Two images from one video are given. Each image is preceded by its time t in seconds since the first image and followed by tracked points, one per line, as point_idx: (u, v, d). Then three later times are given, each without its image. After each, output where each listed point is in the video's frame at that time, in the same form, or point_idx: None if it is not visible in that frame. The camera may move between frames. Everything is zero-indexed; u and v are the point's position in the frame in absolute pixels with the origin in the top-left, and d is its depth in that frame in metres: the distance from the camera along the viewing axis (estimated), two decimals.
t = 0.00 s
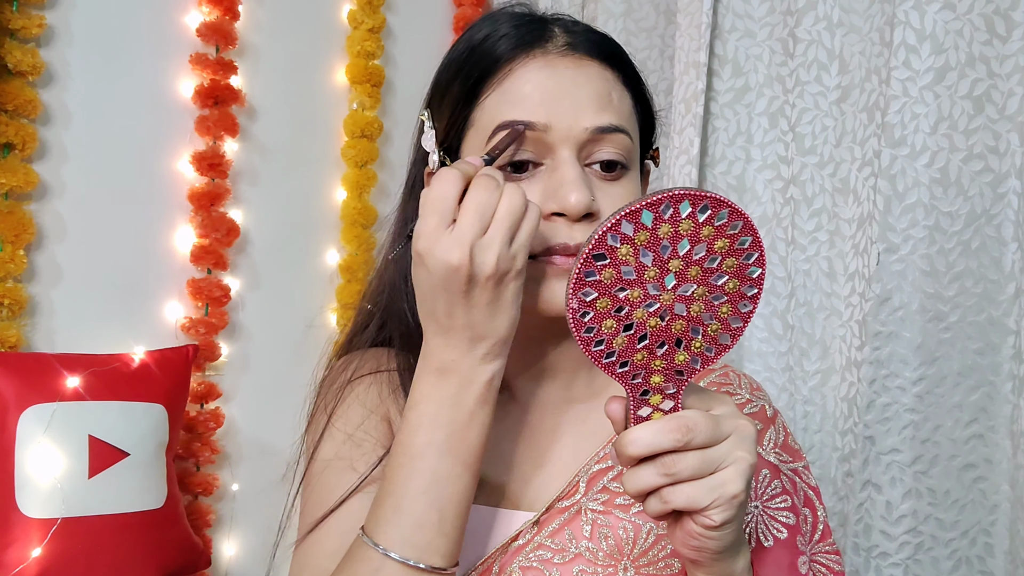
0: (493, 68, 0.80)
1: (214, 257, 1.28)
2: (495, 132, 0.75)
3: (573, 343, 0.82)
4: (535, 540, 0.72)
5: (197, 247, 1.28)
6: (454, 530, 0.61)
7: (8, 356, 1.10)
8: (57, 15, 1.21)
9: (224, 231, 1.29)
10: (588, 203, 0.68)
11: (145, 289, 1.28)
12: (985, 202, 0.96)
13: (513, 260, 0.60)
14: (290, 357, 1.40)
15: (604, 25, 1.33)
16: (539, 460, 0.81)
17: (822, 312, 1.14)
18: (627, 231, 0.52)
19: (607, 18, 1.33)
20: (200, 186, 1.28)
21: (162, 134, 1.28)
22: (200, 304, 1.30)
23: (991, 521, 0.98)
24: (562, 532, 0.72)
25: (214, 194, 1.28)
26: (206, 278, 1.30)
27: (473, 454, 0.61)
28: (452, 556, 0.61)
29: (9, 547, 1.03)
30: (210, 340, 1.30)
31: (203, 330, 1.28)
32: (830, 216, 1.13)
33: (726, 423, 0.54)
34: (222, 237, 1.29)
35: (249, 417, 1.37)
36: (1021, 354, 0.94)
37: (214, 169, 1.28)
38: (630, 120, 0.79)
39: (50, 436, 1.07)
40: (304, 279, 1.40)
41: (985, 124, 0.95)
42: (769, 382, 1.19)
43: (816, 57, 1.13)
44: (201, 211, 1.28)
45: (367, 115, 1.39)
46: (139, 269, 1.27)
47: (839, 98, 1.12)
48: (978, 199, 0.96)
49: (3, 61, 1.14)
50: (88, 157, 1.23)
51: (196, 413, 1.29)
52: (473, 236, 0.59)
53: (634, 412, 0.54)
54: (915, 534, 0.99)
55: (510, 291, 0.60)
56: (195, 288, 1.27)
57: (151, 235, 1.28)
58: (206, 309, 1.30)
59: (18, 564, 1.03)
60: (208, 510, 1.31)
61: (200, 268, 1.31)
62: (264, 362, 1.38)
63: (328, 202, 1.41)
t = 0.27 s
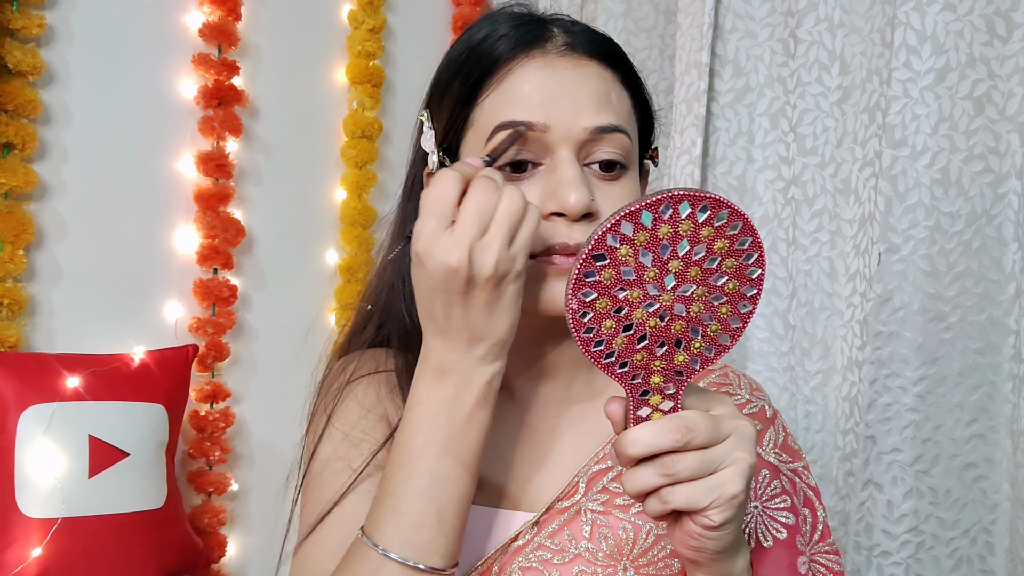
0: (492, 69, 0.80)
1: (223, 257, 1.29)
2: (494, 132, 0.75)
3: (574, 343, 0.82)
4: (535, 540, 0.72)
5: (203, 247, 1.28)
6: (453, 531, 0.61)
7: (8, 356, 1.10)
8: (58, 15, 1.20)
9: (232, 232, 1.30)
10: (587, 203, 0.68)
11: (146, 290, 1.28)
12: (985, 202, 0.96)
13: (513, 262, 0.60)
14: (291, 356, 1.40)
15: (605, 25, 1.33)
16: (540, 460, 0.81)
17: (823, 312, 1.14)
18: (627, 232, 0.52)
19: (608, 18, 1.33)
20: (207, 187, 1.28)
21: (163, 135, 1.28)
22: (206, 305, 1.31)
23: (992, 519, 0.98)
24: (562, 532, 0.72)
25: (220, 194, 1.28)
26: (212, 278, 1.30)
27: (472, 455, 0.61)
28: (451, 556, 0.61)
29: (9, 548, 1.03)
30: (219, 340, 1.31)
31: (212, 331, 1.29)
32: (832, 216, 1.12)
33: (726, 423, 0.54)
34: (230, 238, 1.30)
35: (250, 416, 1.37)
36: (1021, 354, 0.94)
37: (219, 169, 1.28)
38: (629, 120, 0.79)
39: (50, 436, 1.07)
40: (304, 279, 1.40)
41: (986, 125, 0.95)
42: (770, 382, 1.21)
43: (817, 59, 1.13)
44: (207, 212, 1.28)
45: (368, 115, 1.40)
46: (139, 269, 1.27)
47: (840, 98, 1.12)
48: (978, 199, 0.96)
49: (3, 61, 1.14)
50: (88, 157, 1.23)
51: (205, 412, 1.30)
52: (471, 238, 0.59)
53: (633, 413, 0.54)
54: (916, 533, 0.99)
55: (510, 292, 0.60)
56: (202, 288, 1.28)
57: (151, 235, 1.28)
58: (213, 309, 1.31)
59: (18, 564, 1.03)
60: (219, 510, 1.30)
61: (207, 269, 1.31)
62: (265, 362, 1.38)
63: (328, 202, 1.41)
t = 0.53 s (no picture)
0: (489, 69, 0.80)
1: (211, 257, 1.28)
2: (492, 133, 0.75)
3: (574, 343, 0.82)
4: (535, 540, 0.72)
5: (195, 246, 1.28)
6: (452, 532, 0.61)
7: (8, 356, 1.10)
8: (58, 15, 1.20)
9: (221, 230, 1.29)
10: (585, 203, 0.68)
11: (145, 290, 1.28)
12: (986, 202, 0.96)
13: (512, 263, 0.60)
14: (292, 356, 1.40)
15: (605, 25, 1.33)
16: (540, 460, 0.81)
17: (823, 312, 1.14)
18: (626, 232, 0.52)
19: (608, 18, 1.33)
20: (198, 185, 1.28)
21: (163, 135, 1.28)
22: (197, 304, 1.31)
23: (994, 519, 0.97)
24: (561, 533, 0.72)
25: (212, 193, 1.28)
26: (203, 278, 1.30)
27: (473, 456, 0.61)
28: (451, 558, 0.61)
29: (9, 547, 1.03)
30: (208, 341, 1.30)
31: (198, 330, 1.28)
32: (832, 216, 1.12)
33: (726, 424, 0.54)
34: (220, 237, 1.29)
35: (251, 416, 1.37)
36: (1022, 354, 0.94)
37: (211, 168, 1.27)
38: (627, 119, 0.79)
39: (50, 436, 1.07)
40: (305, 279, 1.40)
41: (987, 125, 0.95)
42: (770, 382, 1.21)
43: (818, 59, 1.12)
44: (198, 211, 1.28)
45: (368, 115, 1.40)
46: (139, 269, 1.27)
47: (840, 98, 1.11)
48: (979, 199, 0.96)
49: (4, 61, 1.14)
50: (89, 158, 1.23)
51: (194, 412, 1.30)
52: (471, 239, 0.59)
53: (633, 413, 0.54)
54: (918, 532, 0.99)
55: (510, 293, 0.60)
56: (191, 288, 1.28)
57: (151, 236, 1.28)
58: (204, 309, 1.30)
59: (18, 564, 1.03)
60: (205, 511, 1.31)
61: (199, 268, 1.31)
62: (265, 361, 1.38)
63: (328, 202, 1.41)
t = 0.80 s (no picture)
0: (490, 69, 0.80)
1: (197, 256, 1.27)
2: (492, 133, 0.75)
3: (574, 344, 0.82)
4: (536, 541, 0.72)
5: (179, 245, 1.26)
6: (453, 532, 0.61)
7: (8, 356, 1.10)
8: (58, 15, 1.20)
9: (205, 228, 1.27)
10: (586, 203, 0.68)
11: (145, 290, 1.28)
12: (986, 202, 0.96)
13: (514, 263, 0.59)
14: (292, 356, 1.40)
15: (605, 25, 1.33)
16: (540, 460, 0.81)
17: (824, 312, 1.14)
18: (627, 233, 0.52)
19: (608, 18, 1.33)
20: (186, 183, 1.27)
21: (163, 135, 1.28)
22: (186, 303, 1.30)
23: (993, 520, 0.98)
24: (562, 533, 0.72)
25: (199, 191, 1.27)
26: (188, 277, 1.29)
27: (473, 457, 0.61)
28: (452, 557, 0.61)
29: (9, 548, 1.03)
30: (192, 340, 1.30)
31: (179, 329, 1.27)
32: (832, 216, 1.12)
33: (727, 424, 0.54)
34: (203, 236, 1.28)
35: (251, 417, 1.37)
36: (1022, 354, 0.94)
37: (197, 165, 1.26)
38: (627, 119, 0.79)
39: (51, 436, 1.07)
40: (305, 279, 1.40)
41: (987, 124, 0.95)
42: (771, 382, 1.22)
43: (819, 57, 1.13)
44: (183, 209, 1.27)
45: (365, 114, 1.39)
46: (139, 269, 1.27)
47: (841, 97, 1.12)
48: (979, 199, 0.96)
49: (4, 61, 1.14)
50: (89, 158, 1.23)
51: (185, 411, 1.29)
52: (473, 240, 0.59)
53: (633, 413, 0.54)
54: (917, 533, 0.99)
55: (511, 292, 0.60)
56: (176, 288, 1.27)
57: (152, 236, 1.28)
58: (190, 308, 1.29)
59: (18, 565, 1.03)
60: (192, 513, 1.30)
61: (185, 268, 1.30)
62: (265, 361, 1.38)
63: (328, 201, 1.41)
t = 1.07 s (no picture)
0: (489, 69, 0.80)
1: (209, 257, 1.27)
2: (492, 134, 0.75)
3: (573, 344, 0.82)
4: (535, 540, 0.72)
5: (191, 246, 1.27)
6: (455, 531, 0.61)
7: (8, 356, 1.10)
8: (57, 15, 1.20)
9: (214, 229, 1.27)
10: (586, 204, 0.68)
11: (145, 290, 1.28)
12: (983, 202, 0.96)
13: (520, 265, 0.59)
14: (291, 356, 1.40)
15: (604, 25, 1.33)
16: (540, 460, 0.81)
17: (821, 312, 1.14)
18: (628, 232, 0.52)
19: (607, 18, 1.33)
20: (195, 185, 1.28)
21: (162, 134, 1.28)
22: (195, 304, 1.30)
23: (988, 520, 0.98)
24: (562, 532, 0.72)
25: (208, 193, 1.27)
26: (199, 278, 1.29)
27: (475, 455, 0.61)
28: (453, 556, 0.61)
29: (8, 548, 1.03)
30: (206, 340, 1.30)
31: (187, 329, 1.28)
32: (830, 216, 1.13)
33: (726, 423, 0.54)
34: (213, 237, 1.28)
35: (249, 417, 1.37)
36: (1018, 354, 0.94)
37: (206, 167, 1.25)
38: (626, 119, 0.79)
39: (50, 436, 1.07)
40: (304, 279, 1.40)
41: (983, 124, 0.95)
42: (770, 382, 1.21)
43: (816, 57, 1.13)
44: (194, 211, 1.27)
45: (356, 111, 1.39)
46: (138, 269, 1.27)
47: (838, 97, 1.12)
48: (976, 199, 0.96)
49: (4, 61, 1.14)
50: (88, 157, 1.23)
51: (193, 411, 1.30)
52: (482, 238, 0.59)
53: (634, 413, 0.54)
54: (914, 534, 0.99)
55: (516, 294, 0.60)
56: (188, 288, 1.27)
57: (151, 235, 1.28)
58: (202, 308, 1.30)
59: (18, 564, 1.03)
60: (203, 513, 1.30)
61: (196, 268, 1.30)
62: (264, 361, 1.38)
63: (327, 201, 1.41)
